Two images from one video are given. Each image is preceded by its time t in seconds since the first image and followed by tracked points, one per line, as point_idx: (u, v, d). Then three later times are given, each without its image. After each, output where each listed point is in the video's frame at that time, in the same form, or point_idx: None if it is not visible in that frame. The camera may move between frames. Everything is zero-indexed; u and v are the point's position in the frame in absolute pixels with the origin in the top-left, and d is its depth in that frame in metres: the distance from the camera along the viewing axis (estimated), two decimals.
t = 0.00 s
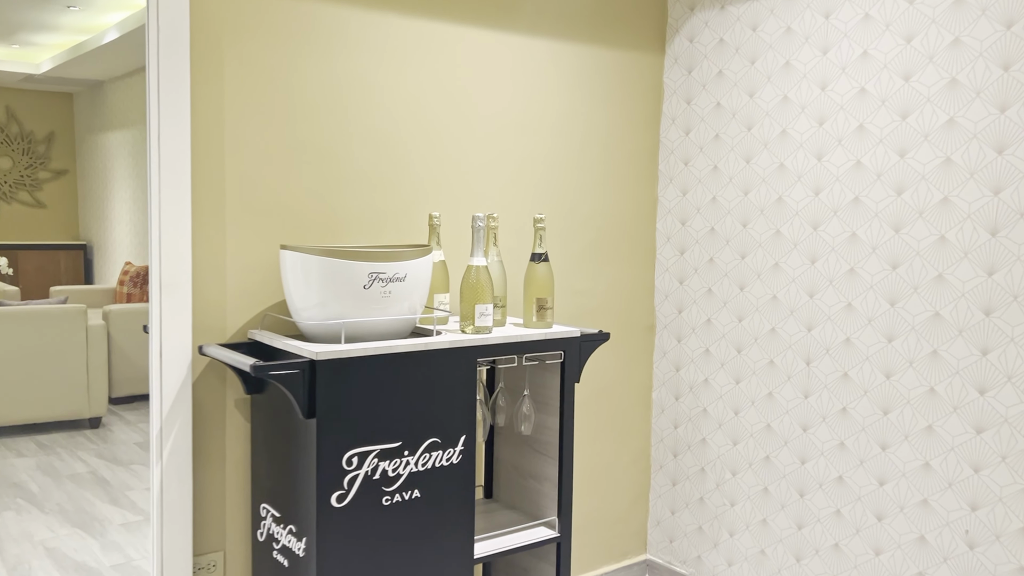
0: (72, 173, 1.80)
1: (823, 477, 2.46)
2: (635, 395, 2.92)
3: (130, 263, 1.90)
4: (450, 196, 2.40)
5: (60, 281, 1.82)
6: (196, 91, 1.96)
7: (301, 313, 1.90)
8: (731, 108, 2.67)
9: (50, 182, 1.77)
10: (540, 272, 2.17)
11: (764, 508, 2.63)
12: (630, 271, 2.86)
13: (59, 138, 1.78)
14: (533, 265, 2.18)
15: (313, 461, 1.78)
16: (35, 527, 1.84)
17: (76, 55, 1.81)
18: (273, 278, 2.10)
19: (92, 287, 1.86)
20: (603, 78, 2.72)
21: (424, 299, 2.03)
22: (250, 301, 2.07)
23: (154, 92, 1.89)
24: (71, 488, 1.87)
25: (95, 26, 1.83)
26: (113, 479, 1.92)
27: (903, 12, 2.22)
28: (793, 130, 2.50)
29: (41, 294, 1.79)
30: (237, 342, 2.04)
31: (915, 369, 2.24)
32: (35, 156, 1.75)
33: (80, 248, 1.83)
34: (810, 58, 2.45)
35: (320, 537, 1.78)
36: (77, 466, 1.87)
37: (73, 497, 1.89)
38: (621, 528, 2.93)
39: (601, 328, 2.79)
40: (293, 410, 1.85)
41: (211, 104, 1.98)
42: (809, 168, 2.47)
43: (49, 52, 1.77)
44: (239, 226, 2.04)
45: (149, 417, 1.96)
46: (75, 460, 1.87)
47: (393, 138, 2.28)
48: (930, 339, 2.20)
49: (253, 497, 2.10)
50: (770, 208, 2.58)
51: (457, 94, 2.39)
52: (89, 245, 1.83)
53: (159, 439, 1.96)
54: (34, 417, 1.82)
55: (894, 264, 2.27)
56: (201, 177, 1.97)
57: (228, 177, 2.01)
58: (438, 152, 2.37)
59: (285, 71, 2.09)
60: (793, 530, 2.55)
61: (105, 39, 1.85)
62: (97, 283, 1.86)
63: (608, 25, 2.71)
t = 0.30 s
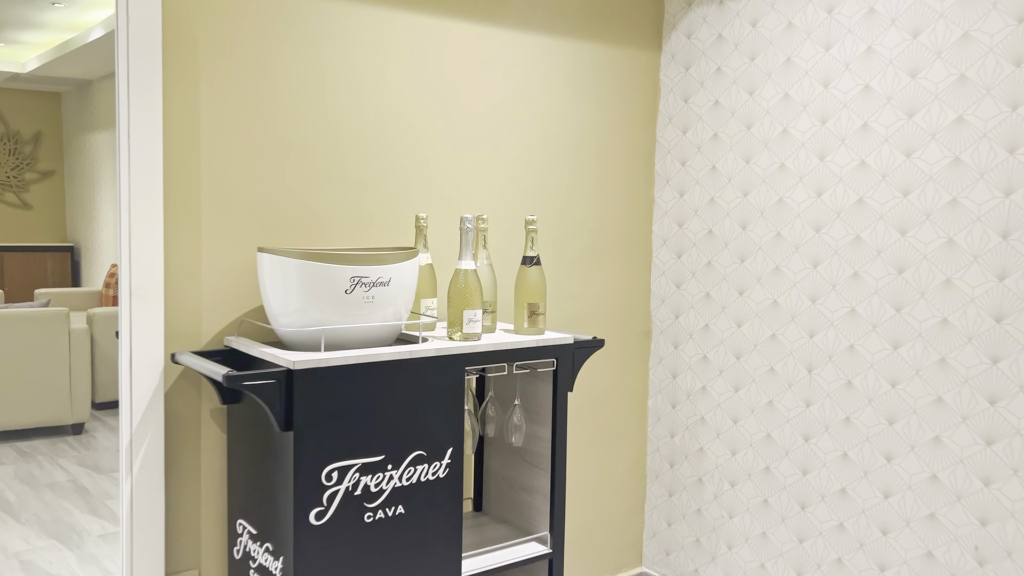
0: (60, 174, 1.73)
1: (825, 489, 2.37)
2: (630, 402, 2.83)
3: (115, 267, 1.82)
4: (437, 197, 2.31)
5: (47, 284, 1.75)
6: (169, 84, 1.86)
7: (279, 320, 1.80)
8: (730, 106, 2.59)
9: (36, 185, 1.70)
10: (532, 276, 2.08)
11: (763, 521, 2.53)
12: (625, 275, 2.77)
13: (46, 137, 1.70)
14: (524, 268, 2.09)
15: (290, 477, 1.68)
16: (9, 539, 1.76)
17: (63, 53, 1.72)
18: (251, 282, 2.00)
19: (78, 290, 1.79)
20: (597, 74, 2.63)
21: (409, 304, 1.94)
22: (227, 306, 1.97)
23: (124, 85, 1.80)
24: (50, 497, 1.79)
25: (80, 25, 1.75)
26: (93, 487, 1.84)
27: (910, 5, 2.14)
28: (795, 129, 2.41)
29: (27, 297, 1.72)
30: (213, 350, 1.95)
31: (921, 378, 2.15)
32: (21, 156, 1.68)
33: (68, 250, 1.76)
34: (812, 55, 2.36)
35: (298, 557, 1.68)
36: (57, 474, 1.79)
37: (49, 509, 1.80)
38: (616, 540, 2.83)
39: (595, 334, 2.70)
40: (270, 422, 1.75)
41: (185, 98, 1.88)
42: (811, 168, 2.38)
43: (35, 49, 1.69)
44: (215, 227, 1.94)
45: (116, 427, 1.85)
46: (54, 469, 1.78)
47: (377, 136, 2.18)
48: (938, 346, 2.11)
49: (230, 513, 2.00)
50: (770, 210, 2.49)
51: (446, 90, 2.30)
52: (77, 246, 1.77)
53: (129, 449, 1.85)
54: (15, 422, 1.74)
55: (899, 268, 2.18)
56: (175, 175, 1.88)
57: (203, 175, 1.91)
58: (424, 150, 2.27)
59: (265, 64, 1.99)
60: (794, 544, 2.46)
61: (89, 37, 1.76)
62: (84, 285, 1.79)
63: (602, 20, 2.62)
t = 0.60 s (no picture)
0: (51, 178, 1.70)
1: (829, 505, 2.28)
2: (627, 413, 2.74)
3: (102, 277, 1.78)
4: (425, 201, 2.22)
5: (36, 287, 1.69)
6: (142, 83, 1.77)
7: (257, 331, 1.71)
8: (730, 108, 2.50)
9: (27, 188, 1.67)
10: (524, 284, 2.00)
11: (765, 537, 2.44)
12: (621, 282, 2.68)
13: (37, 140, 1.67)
14: (516, 276, 2.01)
15: (267, 497, 1.59)
16: None
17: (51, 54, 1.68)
18: (230, 290, 1.91)
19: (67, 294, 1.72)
20: (592, 75, 2.55)
21: (395, 314, 1.85)
22: (204, 315, 1.88)
23: (93, 84, 1.71)
24: (31, 509, 1.69)
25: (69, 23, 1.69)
26: (76, 498, 1.74)
27: (917, 2, 2.05)
28: (797, 131, 2.33)
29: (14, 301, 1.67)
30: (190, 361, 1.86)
31: (930, 391, 2.06)
32: (10, 159, 1.65)
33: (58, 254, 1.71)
34: (815, 54, 2.28)
35: None
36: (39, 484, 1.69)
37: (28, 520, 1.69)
38: (612, 556, 2.74)
39: (591, 342, 2.61)
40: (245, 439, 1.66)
41: (160, 98, 1.80)
42: (814, 172, 2.29)
43: (24, 51, 1.64)
44: (191, 232, 1.85)
45: (87, 444, 1.75)
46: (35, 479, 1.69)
47: (363, 138, 2.09)
48: (948, 357, 2.03)
49: (207, 532, 1.90)
50: (771, 215, 2.40)
51: (434, 90, 2.22)
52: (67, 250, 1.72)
53: (99, 468, 1.76)
54: None
55: (907, 276, 2.10)
56: (148, 178, 1.79)
57: (178, 179, 1.83)
58: (412, 153, 2.19)
59: (244, 63, 1.90)
60: (797, 562, 2.37)
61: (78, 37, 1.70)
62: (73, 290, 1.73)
63: (598, 19, 2.54)
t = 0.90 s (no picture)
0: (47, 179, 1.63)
1: (837, 519, 2.21)
2: (627, 422, 2.66)
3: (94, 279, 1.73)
4: (419, 204, 2.15)
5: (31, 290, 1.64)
6: (122, 82, 1.70)
7: (241, 340, 1.64)
8: (734, 108, 2.43)
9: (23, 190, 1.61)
10: (520, 290, 1.92)
11: (770, 552, 2.37)
12: (622, 287, 2.61)
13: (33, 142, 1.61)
14: (512, 281, 1.94)
15: (249, 515, 1.51)
16: None
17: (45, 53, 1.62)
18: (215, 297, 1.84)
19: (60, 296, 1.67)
20: (591, 74, 2.48)
21: (387, 322, 1.78)
22: (187, 323, 1.81)
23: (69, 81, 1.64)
24: (18, 518, 1.64)
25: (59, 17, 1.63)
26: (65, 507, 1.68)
27: None
28: (803, 132, 2.26)
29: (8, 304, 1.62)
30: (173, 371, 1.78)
31: (942, 402, 1.99)
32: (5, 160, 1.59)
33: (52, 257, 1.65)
34: (821, 53, 2.21)
35: None
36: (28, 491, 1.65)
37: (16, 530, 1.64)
38: (612, 570, 2.66)
39: (590, 350, 2.54)
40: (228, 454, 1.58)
41: (140, 97, 1.73)
42: (820, 174, 2.22)
43: (20, 51, 1.59)
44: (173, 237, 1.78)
45: (63, 459, 1.67)
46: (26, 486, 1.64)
47: (353, 139, 2.02)
48: (961, 367, 1.95)
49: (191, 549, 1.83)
50: (776, 219, 2.33)
51: (427, 90, 2.15)
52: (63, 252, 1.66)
53: (75, 483, 1.69)
54: None
55: (917, 282, 2.02)
56: (128, 180, 1.72)
57: (160, 182, 1.76)
58: (404, 154, 2.12)
59: (229, 62, 1.83)
60: None
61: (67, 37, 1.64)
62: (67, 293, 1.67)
63: (597, 17, 2.47)
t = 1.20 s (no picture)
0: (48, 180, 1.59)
1: (846, 532, 2.14)
2: (630, 430, 2.59)
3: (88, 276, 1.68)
4: (415, 205, 2.09)
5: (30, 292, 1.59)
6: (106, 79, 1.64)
7: (227, 346, 1.57)
8: (740, 107, 2.36)
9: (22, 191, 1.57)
10: (519, 294, 1.85)
11: (777, 564, 2.30)
12: (625, 291, 2.54)
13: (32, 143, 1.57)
14: (511, 285, 1.86)
15: (234, 530, 1.45)
16: None
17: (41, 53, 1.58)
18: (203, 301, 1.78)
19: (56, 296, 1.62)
20: (594, 73, 2.41)
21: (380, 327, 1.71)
22: (174, 327, 1.74)
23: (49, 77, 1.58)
24: (10, 523, 1.60)
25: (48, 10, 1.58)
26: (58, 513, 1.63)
27: None
28: (812, 131, 2.19)
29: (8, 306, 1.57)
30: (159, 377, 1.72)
31: (956, 411, 1.91)
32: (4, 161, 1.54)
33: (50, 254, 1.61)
34: (831, 50, 2.14)
35: None
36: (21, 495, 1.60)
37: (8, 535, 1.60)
38: None
39: (592, 354, 2.47)
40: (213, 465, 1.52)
41: (125, 95, 1.67)
42: (830, 175, 2.15)
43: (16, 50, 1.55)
44: (160, 240, 1.72)
45: (42, 470, 1.61)
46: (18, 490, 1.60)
47: (348, 138, 1.96)
48: (976, 375, 1.88)
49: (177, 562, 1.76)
50: (784, 221, 2.26)
51: (425, 88, 2.08)
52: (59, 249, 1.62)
53: (54, 494, 1.62)
54: None
55: (931, 287, 1.95)
56: (112, 180, 1.66)
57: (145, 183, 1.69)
58: (401, 154, 2.05)
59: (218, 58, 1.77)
60: None
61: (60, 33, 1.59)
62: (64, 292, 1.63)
63: (600, 13, 2.41)
